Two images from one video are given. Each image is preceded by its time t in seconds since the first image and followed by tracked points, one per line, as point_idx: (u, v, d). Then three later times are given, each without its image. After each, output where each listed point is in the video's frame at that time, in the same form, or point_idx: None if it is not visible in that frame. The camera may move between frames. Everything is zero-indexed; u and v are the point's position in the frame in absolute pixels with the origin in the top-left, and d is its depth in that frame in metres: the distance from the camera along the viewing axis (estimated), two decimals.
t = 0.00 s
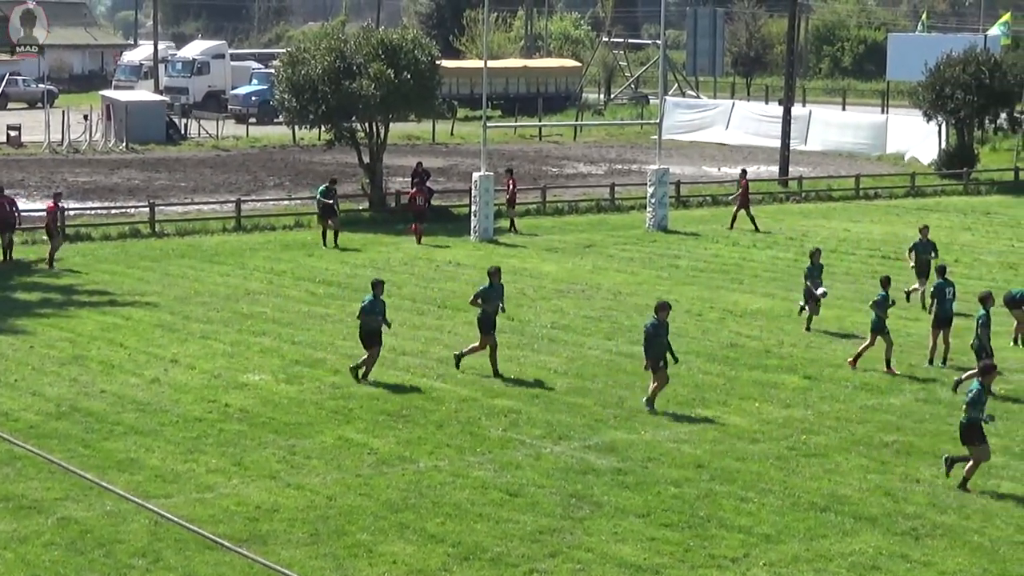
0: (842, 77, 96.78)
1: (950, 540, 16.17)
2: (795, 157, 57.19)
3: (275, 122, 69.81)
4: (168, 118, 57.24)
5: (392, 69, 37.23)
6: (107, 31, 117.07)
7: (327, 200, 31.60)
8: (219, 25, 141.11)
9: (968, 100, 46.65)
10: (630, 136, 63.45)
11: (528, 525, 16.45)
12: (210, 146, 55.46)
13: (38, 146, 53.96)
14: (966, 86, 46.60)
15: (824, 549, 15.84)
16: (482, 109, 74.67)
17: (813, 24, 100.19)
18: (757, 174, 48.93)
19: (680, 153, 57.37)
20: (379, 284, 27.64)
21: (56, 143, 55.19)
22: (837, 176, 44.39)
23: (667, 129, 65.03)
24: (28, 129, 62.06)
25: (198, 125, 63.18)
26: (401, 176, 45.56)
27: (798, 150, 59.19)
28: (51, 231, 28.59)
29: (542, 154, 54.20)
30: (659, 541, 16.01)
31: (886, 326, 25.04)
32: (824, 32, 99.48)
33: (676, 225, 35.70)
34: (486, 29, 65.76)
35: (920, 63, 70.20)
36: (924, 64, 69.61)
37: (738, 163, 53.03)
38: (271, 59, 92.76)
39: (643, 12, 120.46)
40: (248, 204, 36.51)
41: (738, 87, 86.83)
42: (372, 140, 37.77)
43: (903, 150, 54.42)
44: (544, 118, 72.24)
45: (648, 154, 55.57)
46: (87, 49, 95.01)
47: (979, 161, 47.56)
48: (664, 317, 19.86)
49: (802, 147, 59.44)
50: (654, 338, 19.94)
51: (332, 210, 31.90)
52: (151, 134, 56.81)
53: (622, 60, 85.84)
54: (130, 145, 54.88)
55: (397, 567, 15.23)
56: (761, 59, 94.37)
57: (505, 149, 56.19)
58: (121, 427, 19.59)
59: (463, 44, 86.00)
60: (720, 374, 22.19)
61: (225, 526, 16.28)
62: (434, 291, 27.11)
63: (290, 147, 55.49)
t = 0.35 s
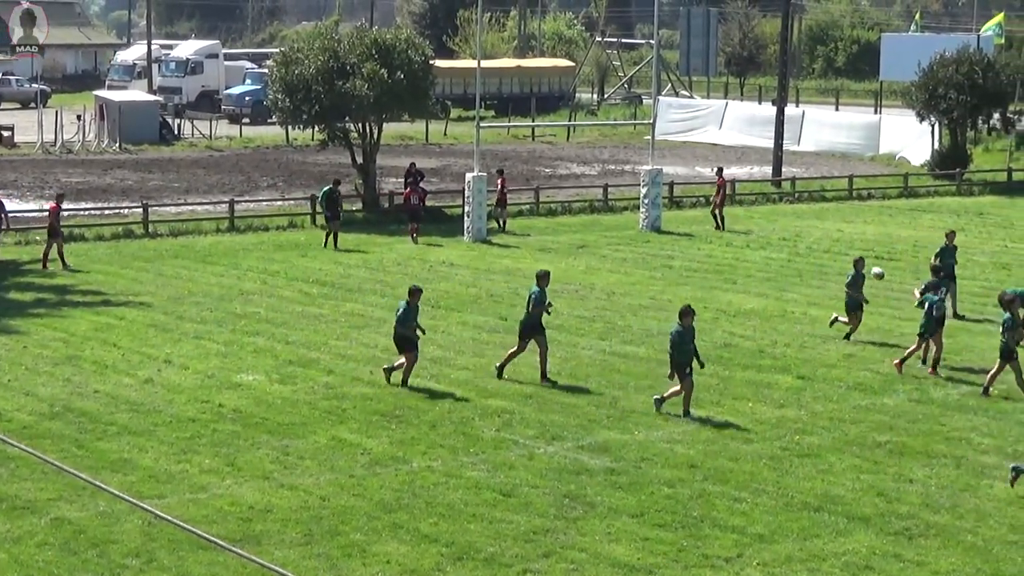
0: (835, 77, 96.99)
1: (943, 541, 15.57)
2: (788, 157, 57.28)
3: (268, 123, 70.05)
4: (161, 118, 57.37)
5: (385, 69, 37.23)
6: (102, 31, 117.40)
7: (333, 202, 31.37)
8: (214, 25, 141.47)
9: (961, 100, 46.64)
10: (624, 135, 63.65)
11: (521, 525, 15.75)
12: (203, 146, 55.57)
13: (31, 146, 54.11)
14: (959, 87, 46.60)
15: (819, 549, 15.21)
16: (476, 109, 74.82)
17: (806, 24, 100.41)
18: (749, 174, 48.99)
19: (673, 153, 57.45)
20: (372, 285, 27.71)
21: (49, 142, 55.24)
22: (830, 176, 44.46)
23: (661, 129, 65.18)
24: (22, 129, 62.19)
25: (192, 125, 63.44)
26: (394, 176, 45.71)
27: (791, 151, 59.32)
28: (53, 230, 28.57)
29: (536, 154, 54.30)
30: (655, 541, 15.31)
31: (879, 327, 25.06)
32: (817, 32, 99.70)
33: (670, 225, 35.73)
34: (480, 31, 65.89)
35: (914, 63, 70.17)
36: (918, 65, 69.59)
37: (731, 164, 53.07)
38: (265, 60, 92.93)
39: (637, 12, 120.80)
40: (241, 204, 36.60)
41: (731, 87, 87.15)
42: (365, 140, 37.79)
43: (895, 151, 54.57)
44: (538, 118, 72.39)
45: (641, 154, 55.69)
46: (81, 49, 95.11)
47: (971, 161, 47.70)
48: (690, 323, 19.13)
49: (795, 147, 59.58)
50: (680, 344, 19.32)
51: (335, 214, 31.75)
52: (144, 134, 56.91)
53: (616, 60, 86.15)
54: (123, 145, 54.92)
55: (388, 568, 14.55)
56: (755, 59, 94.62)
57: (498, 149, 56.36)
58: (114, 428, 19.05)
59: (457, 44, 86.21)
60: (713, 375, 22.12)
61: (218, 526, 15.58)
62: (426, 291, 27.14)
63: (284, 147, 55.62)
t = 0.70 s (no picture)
0: (830, 77, 97.06)
1: (938, 541, 15.56)
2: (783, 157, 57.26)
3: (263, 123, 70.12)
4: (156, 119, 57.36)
5: (380, 70, 37.24)
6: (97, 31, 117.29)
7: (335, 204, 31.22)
8: (209, 25, 141.24)
9: (957, 101, 46.63)
10: (619, 136, 63.68)
11: (517, 525, 15.73)
12: (199, 146, 55.58)
13: (26, 146, 54.07)
14: (954, 87, 46.60)
15: (814, 549, 15.22)
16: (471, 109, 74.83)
17: (802, 24, 100.43)
18: (744, 174, 49.04)
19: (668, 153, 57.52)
20: (367, 285, 27.70)
21: (44, 142, 55.19)
22: (825, 176, 44.49)
23: (656, 129, 65.14)
24: (17, 129, 62.11)
25: (187, 125, 63.43)
26: (390, 176, 45.73)
27: (786, 151, 59.31)
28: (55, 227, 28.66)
29: (531, 154, 54.33)
30: (650, 542, 15.30)
31: (875, 327, 25.08)
32: (813, 32, 99.71)
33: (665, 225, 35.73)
34: (475, 30, 65.88)
35: (909, 63, 70.14)
36: (913, 65, 69.58)
37: (726, 164, 53.04)
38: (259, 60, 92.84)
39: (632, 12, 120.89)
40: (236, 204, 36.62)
41: (726, 87, 87.16)
42: (360, 140, 37.82)
43: (891, 151, 54.58)
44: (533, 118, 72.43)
45: (636, 154, 55.73)
46: (76, 49, 95.07)
47: (966, 162, 47.76)
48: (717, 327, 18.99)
49: (791, 146, 59.60)
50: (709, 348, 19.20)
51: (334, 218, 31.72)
52: (140, 134, 56.90)
53: (611, 60, 86.17)
54: (117, 145, 54.87)
55: (384, 568, 14.55)
56: (750, 59, 94.66)
57: (493, 149, 56.36)
58: (109, 428, 19.02)
59: (452, 44, 86.21)
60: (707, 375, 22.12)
61: (213, 526, 15.57)
62: (422, 291, 27.14)
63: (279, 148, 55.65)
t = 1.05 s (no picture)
0: (827, 77, 97.10)
1: (934, 541, 15.57)
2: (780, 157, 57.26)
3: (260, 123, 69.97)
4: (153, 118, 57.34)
5: (377, 70, 37.25)
6: (93, 32, 117.36)
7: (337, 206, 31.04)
8: (205, 25, 141.20)
9: (953, 101, 46.65)
10: (616, 136, 63.68)
11: (514, 526, 15.72)
12: (195, 147, 55.59)
13: (23, 146, 54.02)
14: (950, 87, 46.62)
15: (810, 549, 15.21)
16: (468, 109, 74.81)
17: (799, 24, 100.46)
18: (741, 174, 49.05)
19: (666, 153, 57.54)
20: (364, 285, 27.70)
21: (41, 142, 55.14)
22: (822, 176, 44.50)
23: (653, 129, 65.09)
24: (14, 129, 62.01)
25: (184, 125, 63.40)
26: (386, 176, 45.70)
27: (783, 150, 59.30)
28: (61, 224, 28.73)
29: (528, 154, 54.32)
30: (647, 542, 15.30)
31: (872, 327, 25.09)
32: (809, 32, 99.77)
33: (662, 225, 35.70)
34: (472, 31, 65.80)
35: (905, 63, 70.22)
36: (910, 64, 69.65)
37: (722, 164, 53.00)
38: (256, 59, 92.74)
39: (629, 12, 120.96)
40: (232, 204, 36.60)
41: (723, 87, 87.18)
42: (357, 140, 37.79)
43: (888, 152, 54.59)
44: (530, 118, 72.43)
45: (633, 154, 55.74)
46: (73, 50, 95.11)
47: (963, 161, 47.81)
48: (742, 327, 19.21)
49: (788, 146, 59.61)
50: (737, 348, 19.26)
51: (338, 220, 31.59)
52: (136, 134, 56.87)
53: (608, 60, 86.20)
54: (113, 146, 54.80)
55: (381, 568, 14.54)
56: (747, 59, 94.68)
57: (490, 149, 56.35)
58: (105, 428, 18.99)
59: (449, 44, 86.22)
60: (704, 375, 22.13)
61: (210, 526, 15.56)
62: (419, 291, 27.14)
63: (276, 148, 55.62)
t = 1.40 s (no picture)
0: (825, 77, 97.16)
1: (933, 541, 15.57)
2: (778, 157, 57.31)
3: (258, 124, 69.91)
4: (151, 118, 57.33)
5: (375, 70, 37.27)
6: (90, 33, 117.41)
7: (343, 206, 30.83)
8: (203, 25, 141.23)
9: (951, 101, 46.70)
10: (614, 136, 63.71)
11: (512, 526, 15.72)
12: (193, 146, 55.58)
13: (21, 146, 53.99)
14: (949, 87, 46.68)
15: (809, 549, 15.22)
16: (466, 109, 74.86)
17: (796, 25, 100.49)
18: (739, 174, 49.09)
19: (664, 153, 57.57)
20: (362, 285, 27.70)
21: (39, 142, 55.14)
22: (820, 176, 44.56)
23: (651, 129, 65.17)
24: (11, 129, 62.00)
25: (182, 125, 63.43)
26: (384, 175, 45.70)
27: (781, 150, 59.37)
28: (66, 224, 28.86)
29: (526, 154, 54.37)
30: (645, 542, 15.30)
31: (869, 327, 25.12)
32: (807, 32, 99.82)
33: (660, 225, 35.72)
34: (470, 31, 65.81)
35: (903, 63, 70.26)
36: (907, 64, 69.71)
37: (720, 163, 53.07)
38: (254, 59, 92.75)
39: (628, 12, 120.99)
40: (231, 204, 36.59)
41: (721, 87, 87.24)
42: (355, 141, 37.80)
43: (886, 152, 54.64)
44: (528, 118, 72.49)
45: (632, 154, 55.75)
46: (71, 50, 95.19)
47: (960, 161, 47.88)
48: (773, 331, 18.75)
49: (786, 146, 59.66)
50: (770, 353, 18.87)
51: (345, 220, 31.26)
52: (134, 134, 56.87)
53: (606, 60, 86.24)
54: (112, 146, 54.79)
55: (380, 568, 14.54)
56: (745, 59, 94.75)
57: (488, 149, 56.38)
58: (104, 428, 19.00)
59: (447, 44, 86.27)
60: (703, 375, 22.14)
61: (208, 526, 15.56)
62: (417, 292, 27.15)
63: (274, 148, 55.64)
